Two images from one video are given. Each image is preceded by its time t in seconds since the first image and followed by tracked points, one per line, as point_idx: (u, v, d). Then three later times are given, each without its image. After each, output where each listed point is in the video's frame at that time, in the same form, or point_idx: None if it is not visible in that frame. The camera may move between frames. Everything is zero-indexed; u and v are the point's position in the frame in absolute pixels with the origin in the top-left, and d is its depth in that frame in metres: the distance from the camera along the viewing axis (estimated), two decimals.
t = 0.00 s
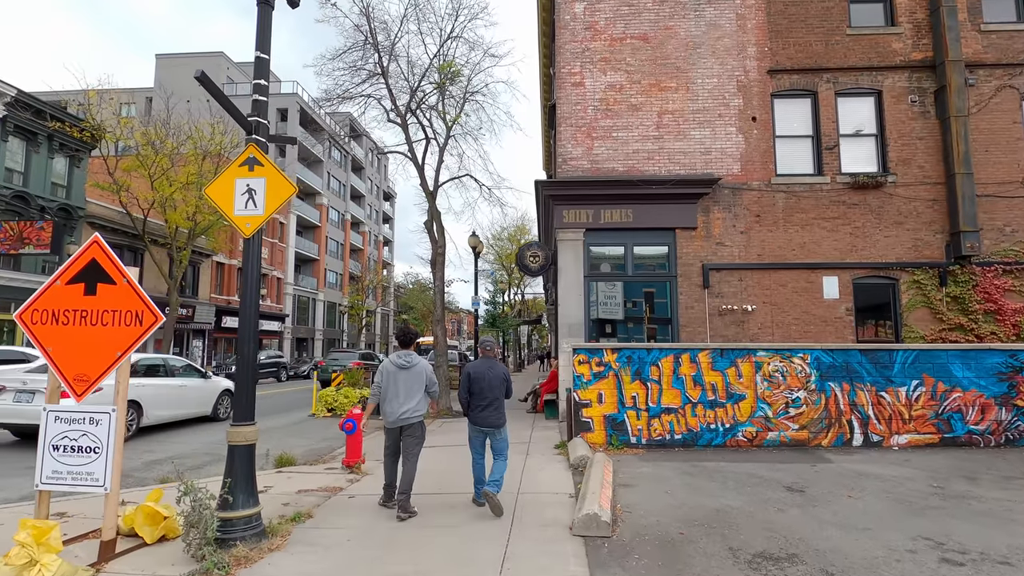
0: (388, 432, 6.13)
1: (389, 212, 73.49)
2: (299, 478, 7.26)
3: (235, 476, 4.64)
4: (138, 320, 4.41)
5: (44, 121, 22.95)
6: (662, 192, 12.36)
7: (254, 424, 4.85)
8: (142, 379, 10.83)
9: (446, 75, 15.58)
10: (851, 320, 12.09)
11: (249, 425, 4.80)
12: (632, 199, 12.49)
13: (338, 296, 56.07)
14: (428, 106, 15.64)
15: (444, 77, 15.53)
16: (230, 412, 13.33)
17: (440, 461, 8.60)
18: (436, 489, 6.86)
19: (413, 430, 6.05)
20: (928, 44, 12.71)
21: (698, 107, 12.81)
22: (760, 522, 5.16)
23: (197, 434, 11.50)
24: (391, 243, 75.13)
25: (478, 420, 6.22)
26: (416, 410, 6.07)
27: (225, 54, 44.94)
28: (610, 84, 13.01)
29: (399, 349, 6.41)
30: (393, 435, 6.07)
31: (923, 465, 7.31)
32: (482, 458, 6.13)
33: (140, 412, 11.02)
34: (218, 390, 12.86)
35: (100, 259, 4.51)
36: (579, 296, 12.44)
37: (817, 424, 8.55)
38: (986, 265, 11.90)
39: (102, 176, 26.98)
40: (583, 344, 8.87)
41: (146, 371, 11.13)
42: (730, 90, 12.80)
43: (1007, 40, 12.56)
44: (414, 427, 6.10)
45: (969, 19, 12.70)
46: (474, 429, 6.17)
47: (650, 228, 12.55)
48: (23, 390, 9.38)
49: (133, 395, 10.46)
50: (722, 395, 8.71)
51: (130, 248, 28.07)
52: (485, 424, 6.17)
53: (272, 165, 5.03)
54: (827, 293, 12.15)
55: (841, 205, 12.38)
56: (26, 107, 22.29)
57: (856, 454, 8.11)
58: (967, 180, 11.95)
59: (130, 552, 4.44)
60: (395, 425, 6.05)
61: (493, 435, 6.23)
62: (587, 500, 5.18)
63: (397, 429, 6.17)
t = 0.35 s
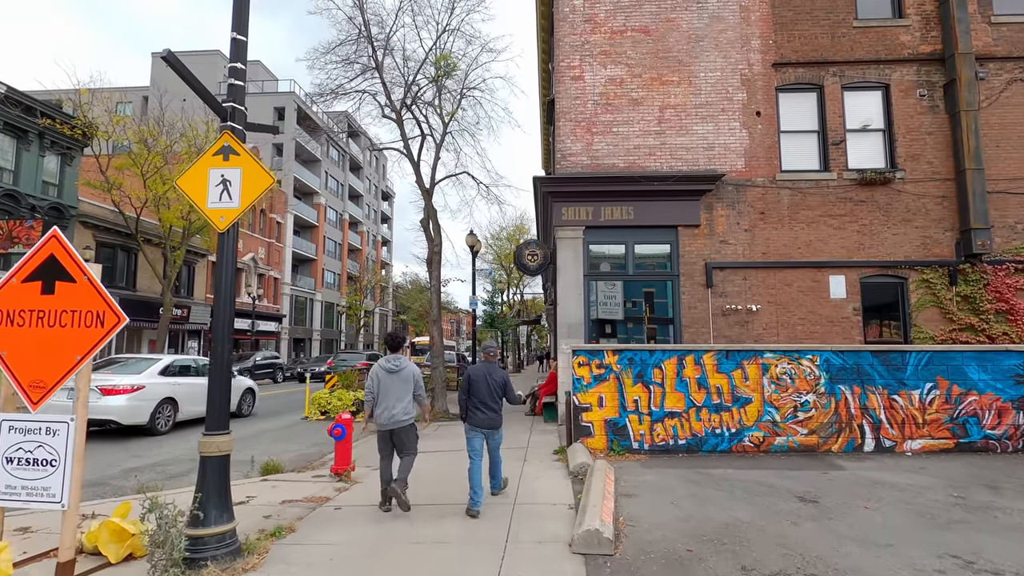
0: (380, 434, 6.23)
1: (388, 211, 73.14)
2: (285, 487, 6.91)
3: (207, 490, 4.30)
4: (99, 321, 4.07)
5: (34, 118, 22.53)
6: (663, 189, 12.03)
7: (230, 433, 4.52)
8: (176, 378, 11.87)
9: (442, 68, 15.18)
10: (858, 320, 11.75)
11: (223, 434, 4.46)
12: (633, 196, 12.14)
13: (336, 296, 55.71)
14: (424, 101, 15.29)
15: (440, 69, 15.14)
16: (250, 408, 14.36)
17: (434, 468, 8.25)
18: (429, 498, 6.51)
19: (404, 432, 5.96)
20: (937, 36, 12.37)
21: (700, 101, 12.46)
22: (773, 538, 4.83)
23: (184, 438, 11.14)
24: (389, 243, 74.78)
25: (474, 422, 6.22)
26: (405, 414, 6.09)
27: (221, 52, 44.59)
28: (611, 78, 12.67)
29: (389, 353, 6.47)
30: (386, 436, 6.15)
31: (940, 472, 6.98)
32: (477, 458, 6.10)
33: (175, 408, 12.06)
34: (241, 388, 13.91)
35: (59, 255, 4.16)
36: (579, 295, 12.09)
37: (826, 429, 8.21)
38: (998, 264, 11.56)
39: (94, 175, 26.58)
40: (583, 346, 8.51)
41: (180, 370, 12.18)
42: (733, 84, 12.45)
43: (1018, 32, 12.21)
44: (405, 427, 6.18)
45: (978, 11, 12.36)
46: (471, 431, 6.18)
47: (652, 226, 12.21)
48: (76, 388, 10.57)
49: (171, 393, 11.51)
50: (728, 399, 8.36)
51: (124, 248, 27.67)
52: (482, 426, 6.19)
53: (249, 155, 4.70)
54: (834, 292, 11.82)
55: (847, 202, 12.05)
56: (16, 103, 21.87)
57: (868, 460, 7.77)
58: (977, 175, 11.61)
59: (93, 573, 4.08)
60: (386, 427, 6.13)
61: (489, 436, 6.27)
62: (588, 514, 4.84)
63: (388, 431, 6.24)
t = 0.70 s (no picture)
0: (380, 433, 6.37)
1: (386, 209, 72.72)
2: (269, 492, 6.53)
3: (178, 499, 3.96)
4: (57, 314, 3.71)
5: (22, 110, 22.06)
6: (667, 183, 11.68)
7: (203, 437, 4.16)
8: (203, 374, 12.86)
9: (439, 57, 14.79)
10: (866, 319, 11.43)
11: (197, 438, 4.10)
12: (636, 191, 11.80)
13: (333, 294, 55.30)
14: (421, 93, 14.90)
15: (437, 59, 14.75)
16: (267, 402, 15.35)
17: (429, 471, 7.90)
18: (422, 504, 6.14)
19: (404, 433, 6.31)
20: (947, 28, 12.05)
21: (705, 93, 12.12)
22: (792, 550, 4.49)
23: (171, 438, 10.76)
24: (387, 241, 74.36)
25: (482, 411, 6.62)
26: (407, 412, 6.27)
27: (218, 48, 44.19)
28: (613, 69, 12.32)
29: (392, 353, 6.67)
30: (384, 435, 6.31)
31: (960, 478, 6.66)
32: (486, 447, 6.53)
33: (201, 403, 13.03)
34: (258, 383, 14.86)
35: (12, 241, 3.79)
36: (579, 293, 11.74)
37: (838, 432, 7.87)
38: (1010, 261, 11.25)
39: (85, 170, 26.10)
40: (584, 345, 8.16)
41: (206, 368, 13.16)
42: (739, 76, 12.11)
43: None
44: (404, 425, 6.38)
45: (990, 2, 12.05)
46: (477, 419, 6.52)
47: (654, 222, 11.87)
48: (114, 383, 11.49)
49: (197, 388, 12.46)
50: (735, 400, 8.02)
51: (116, 245, 27.24)
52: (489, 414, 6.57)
53: (226, 134, 4.33)
54: (841, 290, 11.49)
55: (856, 197, 11.72)
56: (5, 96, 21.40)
57: (882, 465, 7.44)
58: (990, 171, 11.29)
59: None
60: (385, 425, 6.30)
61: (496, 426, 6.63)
62: (593, 525, 4.49)
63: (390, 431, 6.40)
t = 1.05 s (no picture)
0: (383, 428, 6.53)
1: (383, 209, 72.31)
2: (255, 503, 6.17)
3: (146, 518, 3.62)
4: (8, 315, 3.60)
5: (10, 108, 21.58)
6: (670, 178, 11.33)
7: (173, 449, 3.80)
8: (222, 374, 13.60)
9: (435, 49, 14.37)
10: (876, 317, 11.09)
11: (166, 451, 3.75)
12: (638, 186, 11.45)
13: (330, 294, 54.90)
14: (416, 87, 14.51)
15: (433, 51, 14.34)
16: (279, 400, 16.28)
17: (425, 478, 7.55)
18: (417, 516, 5.77)
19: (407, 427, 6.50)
20: (958, 17, 11.71)
21: (709, 86, 11.77)
22: (815, 567, 4.15)
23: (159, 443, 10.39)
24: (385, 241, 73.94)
25: (485, 414, 6.53)
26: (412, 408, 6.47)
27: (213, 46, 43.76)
28: (614, 61, 11.97)
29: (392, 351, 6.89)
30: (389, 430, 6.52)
31: (984, 484, 6.34)
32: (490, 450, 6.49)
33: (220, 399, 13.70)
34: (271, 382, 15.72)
35: None
36: (579, 292, 11.38)
37: (852, 436, 7.53)
38: None
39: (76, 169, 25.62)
40: (587, 345, 7.81)
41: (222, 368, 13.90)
42: (743, 68, 11.76)
43: None
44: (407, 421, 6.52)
45: None
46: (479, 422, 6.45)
47: (657, 218, 11.52)
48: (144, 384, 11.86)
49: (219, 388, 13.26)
50: (744, 402, 7.67)
51: (108, 245, 26.79)
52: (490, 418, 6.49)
53: (198, 117, 3.96)
54: (850, 287, 11.16)
55: (864, 191, 11.38)
56: None
57: (900, 470, 7.11)
58: (1003, 164, 10.97)
59: None
60: (390, 419, 6.45)
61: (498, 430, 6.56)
62: (600, 543, 4.14)
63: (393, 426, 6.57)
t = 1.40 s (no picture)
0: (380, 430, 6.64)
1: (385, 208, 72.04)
2: (238, 511, 5.78)
3: (102, 532, 3.28)
4: None
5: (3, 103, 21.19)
6: (677, 171, 10.94)
7: (136, 457, 3.44)
8: (244, 371, 14.47)
9: (433, 37, 13.94)
10: (890, 315, 10.68)
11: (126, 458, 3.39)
12: (643, 179, 11.06)
13: (331, 293, 54.59)
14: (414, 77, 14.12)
15: (431, 39, 13.92)
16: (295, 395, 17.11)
17: (420, 482, 7.18)
18: (410, 525, 5.38)
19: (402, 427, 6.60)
20: (976, 4, 11.28)
21: (717, 76, 11.37)
22: None
23: (147, 443, 10.03)
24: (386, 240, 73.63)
25: (485, 413, 6.70)
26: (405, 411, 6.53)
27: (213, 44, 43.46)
28: (618, 50, 11.57)
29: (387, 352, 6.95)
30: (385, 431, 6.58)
31: (1016, 492, 5.95)
32: (487, 448, 6.59)
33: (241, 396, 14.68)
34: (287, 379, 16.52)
35: None
36: (582, 289, 10.99)
37: (871, 440, 7.14)
38: None
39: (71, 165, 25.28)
40: (591, 343, 7.42)
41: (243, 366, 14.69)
42: (753, 57, 11.36)
43: None
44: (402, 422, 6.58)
45: None
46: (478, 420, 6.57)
47: (663, 212, 11.12)
48: (171, 380, 13.22)
49: (240, 383, 14.16)
50: (757, 404, 7.28)
51: (104, 242, 26.46)
52: (490, 417, 6.63)
53: (162, 88, 3.60)
54: (863, 284, 10.75)
55: (878, 185, 10.97)
56: None
57: (923, 476, 6.71)
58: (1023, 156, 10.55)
59: None
60: (385, 422, 6.56)
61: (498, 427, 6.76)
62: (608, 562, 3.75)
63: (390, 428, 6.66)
